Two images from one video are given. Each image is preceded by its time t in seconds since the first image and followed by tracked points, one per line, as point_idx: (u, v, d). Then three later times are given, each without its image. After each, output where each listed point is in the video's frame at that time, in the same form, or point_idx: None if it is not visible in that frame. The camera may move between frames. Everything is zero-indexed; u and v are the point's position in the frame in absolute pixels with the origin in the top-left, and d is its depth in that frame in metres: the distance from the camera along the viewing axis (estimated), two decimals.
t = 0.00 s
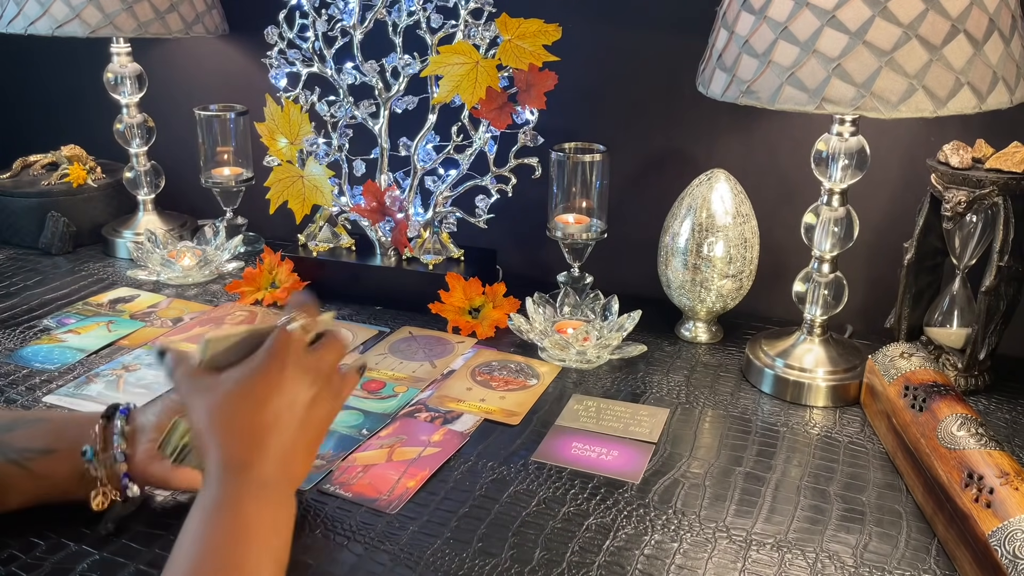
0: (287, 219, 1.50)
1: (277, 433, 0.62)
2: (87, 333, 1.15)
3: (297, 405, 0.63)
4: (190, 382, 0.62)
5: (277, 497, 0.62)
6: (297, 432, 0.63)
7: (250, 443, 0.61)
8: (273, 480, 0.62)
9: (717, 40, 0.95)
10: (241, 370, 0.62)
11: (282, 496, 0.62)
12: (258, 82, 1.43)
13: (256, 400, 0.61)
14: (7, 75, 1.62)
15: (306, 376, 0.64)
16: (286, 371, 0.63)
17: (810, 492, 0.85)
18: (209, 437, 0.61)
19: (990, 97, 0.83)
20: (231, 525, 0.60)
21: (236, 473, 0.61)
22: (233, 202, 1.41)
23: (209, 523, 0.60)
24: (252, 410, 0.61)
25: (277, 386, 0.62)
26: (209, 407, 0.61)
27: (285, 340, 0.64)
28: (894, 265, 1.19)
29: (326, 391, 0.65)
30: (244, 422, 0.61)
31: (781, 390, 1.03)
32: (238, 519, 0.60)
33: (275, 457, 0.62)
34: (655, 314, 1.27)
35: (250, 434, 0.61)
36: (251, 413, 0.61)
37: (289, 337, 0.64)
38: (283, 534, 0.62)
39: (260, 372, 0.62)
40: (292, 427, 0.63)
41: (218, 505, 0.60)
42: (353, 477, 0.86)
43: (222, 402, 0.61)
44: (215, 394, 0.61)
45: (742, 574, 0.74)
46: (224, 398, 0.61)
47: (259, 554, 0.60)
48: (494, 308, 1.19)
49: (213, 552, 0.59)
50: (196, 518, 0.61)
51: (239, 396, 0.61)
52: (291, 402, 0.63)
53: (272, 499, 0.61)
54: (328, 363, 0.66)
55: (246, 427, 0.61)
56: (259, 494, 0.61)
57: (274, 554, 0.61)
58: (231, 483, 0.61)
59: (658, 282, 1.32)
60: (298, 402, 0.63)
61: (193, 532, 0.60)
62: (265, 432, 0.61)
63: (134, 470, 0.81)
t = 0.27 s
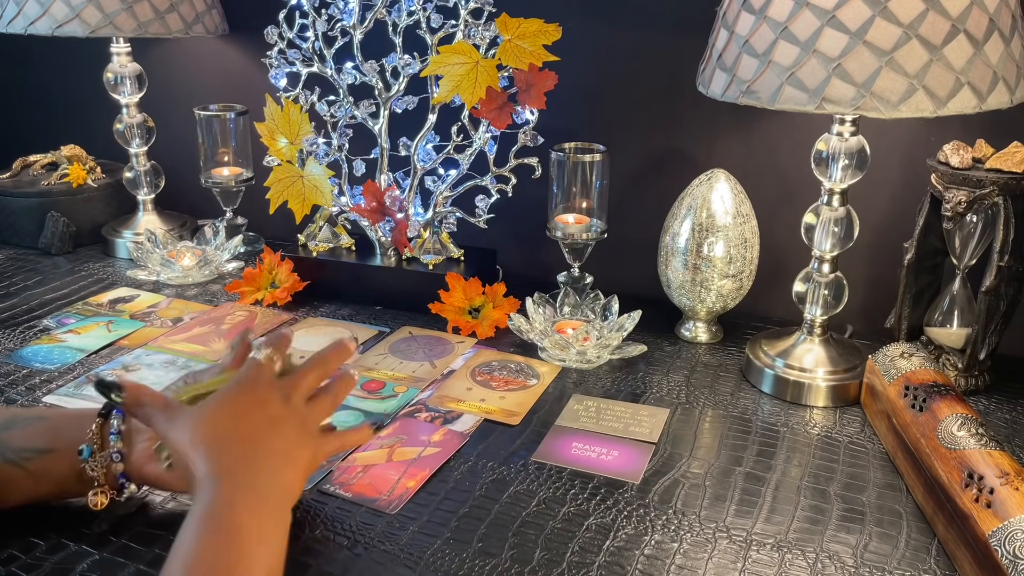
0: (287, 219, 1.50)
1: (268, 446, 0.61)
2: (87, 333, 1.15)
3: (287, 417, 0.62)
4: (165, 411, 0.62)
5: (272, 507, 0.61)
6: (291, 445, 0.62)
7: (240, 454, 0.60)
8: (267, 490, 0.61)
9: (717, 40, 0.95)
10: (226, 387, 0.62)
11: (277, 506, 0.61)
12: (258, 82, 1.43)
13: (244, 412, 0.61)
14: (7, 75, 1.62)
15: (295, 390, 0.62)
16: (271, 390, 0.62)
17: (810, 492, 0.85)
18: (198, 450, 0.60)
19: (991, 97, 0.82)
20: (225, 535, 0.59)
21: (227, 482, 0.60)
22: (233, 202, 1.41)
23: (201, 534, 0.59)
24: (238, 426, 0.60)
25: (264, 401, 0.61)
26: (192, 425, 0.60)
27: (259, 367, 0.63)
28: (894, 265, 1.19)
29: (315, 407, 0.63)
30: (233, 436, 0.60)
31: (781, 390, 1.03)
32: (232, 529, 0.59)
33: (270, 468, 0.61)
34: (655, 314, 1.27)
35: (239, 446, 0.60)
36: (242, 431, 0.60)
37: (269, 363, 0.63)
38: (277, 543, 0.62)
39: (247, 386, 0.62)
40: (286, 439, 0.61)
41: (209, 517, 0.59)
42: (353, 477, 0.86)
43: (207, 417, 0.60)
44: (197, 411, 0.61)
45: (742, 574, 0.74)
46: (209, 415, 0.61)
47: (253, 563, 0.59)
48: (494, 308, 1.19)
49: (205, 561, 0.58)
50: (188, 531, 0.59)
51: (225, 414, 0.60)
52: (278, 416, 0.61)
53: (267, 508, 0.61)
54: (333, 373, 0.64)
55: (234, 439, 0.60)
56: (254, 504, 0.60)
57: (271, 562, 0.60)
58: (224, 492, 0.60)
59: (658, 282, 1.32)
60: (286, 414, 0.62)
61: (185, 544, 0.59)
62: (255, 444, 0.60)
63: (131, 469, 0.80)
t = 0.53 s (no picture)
0: (287, 219, 1.50)
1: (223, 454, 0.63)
2: (87, 333, 1.15)
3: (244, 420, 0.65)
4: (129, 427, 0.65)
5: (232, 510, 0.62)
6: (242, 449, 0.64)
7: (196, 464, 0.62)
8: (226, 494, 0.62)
9: (717, 40, 0.95)
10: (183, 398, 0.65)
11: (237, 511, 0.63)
12: (258, 82, 1.43)
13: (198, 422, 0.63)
14: (7, 75, 1.62)
15: (238, 401, 0.66)
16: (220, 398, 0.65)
17: (810, 492, 0.85)
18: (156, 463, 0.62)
19: (990, 97, 0.82)
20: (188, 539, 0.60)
21: (188, 491, 0.61)
22: (233, 202, 1.41)
23: (168, 542, 0.60)
24: (194, 433, 0.63)
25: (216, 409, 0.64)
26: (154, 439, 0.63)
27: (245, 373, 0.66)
28: (894, 265, 1.19)
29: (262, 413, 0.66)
30: (188, 445, 0.62)
31: (781, 390, 1.03)
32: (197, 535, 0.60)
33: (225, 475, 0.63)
34: (655, 314, 1.27)
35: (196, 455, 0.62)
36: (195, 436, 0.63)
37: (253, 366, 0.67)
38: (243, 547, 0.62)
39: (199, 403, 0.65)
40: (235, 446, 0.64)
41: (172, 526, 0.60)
42: (353, 477, 0.86)
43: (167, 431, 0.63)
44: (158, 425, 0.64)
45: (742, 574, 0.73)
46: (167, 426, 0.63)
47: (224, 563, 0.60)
48: (494, 308, 1.19)
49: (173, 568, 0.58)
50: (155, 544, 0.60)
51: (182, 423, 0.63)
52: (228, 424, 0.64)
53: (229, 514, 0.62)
54: (281, 381, 0.68)
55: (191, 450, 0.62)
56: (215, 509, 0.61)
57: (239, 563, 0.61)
58: (188, 500, 0.61)
59: (658, 282, 1.32)
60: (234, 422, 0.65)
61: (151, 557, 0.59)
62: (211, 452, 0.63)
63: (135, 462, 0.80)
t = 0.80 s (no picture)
0: (287, 219, 1.50)
1: (249, 454, 0.69)
2: (87, 333, 1.15)
3: (264, 420, 0.71)
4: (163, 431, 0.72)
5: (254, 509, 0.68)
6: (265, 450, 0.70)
7: (223, 461, 0.68)
8: (249, 493, 0.68)
9: (717, 40, 0.95)
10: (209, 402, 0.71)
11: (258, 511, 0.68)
12: (257, 82, 1.43)
13: (229, 423, 0.69)
14: (7, 75, 1.62)
15: (271, 401, 0.72)
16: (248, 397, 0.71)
17: (810, 492, 0.85)
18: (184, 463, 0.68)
19: (991, 97, 0.82)
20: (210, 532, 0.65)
21: (210, 490, 0.67)
22: (232, 202, 1.41)
23: (190, 536, 0.64)
24: (222, 432, 0.69)
25: (245, 408, 0.70)
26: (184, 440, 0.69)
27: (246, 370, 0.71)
28: (895, 266, 1.19)
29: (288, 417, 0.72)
30: (217, 445, 0.68)
31: (781, 390, 1.03)
32: (221, 530, 0.65)
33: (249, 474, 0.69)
34: (655, 314, 1.27)
35: (223, 454, 0.68)
36: (224, 435, 0.69)
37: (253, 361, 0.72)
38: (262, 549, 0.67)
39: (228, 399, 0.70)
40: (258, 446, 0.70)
41: (194, 521, 0.65)
42: (352, 478, 0.86)
43: (196, 431, 0.69)
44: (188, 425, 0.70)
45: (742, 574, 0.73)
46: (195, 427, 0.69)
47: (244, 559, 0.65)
48: (494, 308, 1.19)
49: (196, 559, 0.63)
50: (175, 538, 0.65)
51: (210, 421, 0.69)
52: (257, 422, 0.70)
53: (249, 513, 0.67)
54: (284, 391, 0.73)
55: (219, 451, 0.68)
56: (238, 506, 0.67)
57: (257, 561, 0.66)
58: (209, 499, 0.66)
59: (658, 282, 1.32)
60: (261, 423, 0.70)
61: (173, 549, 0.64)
62: (238, 451, 0.69)
63: (124, 463, 0.80)
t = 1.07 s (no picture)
0: (287, 219, 1.50)
1: (265, 453, 0.69)
2: (87, 333, 1.15)
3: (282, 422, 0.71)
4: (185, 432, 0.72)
5: (267, 507, 0.68)
6: (281, 450, 0.71)
7: (239, 460, 0.68)
8: (264, 493, 0.68)
9: (717, 40, 0.95)
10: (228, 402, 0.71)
11: (271, 509, 0.68)
12: (258, 82, 1.43)
13: (247, 423, 0.70)
14: (7, 75, 1.62)
15: (287, 401, 0.73)
16: (269, 398, 0.72)
17: (810, 492, 0.85)
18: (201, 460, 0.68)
19: (991, 97, 0.82)
20: (222, 529, 0.65)
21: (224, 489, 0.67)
22: (233, 202, 1.41)
23: (201, 535, 0.64)
24: (241, 430, 0.69)
25: (265, 408, 0.71)
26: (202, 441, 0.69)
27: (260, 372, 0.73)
28: (895, 266, 1.19)
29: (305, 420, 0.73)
30: (235, 445, 0.69)
31: (781, 390, 1.03)
32: (233, 527, 0.65)
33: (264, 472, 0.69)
34: (655, 314, 1.27)
35: (241, 452, 0.68)
36: (243, 433, 0.69)
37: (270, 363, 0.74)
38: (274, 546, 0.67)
39: (249, 399, 0.71)
40: (275, 445, 0.70)
41: (206, 518, 0.65)
42: (353, 478, 0.86)
43: (215, 430, 0.69)
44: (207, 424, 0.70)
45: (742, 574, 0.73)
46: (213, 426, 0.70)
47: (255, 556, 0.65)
48: (494, 308, 1.19)
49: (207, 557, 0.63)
50: (186, 534, 0.65)
51: (229, 420, 0.69)
52: (275, 423, 0.71)
53: (262, 509, 0.67)
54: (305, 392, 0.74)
55: (237, 450, 0.68)
56: (251, 503, 0.67)
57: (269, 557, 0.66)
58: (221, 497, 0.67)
59: (658, 282, 1.32)
60: (280, 424, 0.71)
61: (184, 545, 0.64)
62: (254, 450, 0.69)
63: (130, 460, 0.82)
